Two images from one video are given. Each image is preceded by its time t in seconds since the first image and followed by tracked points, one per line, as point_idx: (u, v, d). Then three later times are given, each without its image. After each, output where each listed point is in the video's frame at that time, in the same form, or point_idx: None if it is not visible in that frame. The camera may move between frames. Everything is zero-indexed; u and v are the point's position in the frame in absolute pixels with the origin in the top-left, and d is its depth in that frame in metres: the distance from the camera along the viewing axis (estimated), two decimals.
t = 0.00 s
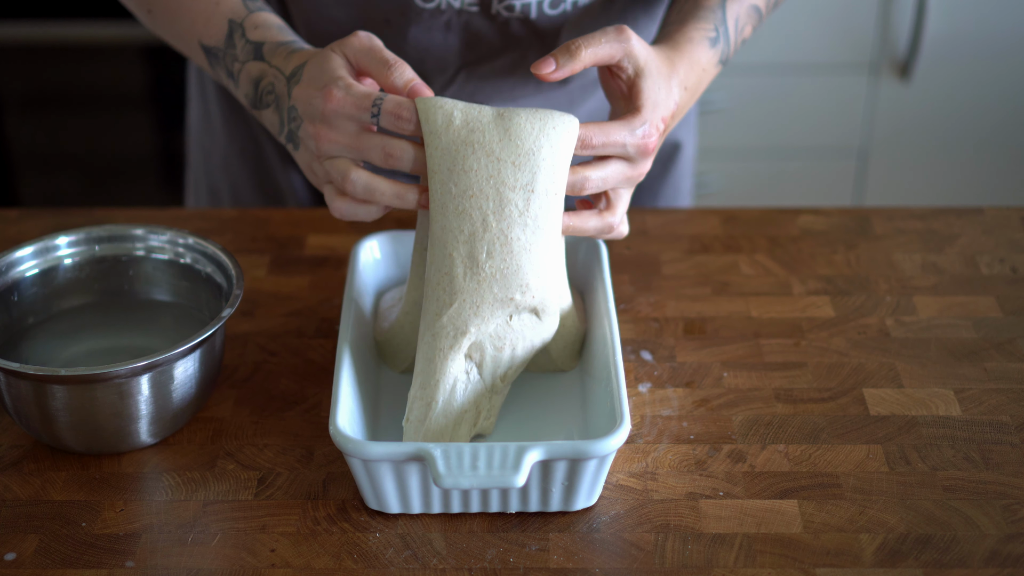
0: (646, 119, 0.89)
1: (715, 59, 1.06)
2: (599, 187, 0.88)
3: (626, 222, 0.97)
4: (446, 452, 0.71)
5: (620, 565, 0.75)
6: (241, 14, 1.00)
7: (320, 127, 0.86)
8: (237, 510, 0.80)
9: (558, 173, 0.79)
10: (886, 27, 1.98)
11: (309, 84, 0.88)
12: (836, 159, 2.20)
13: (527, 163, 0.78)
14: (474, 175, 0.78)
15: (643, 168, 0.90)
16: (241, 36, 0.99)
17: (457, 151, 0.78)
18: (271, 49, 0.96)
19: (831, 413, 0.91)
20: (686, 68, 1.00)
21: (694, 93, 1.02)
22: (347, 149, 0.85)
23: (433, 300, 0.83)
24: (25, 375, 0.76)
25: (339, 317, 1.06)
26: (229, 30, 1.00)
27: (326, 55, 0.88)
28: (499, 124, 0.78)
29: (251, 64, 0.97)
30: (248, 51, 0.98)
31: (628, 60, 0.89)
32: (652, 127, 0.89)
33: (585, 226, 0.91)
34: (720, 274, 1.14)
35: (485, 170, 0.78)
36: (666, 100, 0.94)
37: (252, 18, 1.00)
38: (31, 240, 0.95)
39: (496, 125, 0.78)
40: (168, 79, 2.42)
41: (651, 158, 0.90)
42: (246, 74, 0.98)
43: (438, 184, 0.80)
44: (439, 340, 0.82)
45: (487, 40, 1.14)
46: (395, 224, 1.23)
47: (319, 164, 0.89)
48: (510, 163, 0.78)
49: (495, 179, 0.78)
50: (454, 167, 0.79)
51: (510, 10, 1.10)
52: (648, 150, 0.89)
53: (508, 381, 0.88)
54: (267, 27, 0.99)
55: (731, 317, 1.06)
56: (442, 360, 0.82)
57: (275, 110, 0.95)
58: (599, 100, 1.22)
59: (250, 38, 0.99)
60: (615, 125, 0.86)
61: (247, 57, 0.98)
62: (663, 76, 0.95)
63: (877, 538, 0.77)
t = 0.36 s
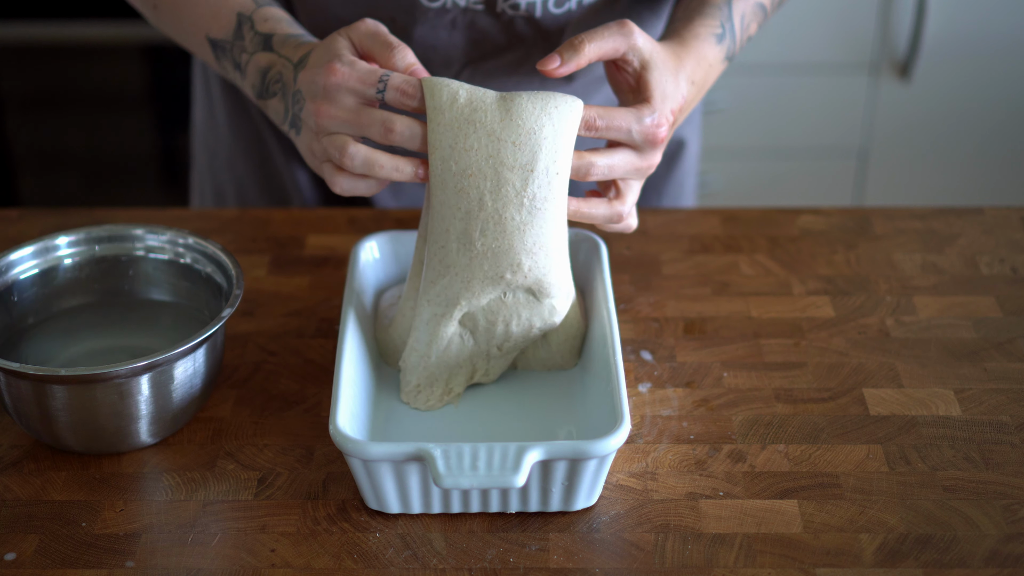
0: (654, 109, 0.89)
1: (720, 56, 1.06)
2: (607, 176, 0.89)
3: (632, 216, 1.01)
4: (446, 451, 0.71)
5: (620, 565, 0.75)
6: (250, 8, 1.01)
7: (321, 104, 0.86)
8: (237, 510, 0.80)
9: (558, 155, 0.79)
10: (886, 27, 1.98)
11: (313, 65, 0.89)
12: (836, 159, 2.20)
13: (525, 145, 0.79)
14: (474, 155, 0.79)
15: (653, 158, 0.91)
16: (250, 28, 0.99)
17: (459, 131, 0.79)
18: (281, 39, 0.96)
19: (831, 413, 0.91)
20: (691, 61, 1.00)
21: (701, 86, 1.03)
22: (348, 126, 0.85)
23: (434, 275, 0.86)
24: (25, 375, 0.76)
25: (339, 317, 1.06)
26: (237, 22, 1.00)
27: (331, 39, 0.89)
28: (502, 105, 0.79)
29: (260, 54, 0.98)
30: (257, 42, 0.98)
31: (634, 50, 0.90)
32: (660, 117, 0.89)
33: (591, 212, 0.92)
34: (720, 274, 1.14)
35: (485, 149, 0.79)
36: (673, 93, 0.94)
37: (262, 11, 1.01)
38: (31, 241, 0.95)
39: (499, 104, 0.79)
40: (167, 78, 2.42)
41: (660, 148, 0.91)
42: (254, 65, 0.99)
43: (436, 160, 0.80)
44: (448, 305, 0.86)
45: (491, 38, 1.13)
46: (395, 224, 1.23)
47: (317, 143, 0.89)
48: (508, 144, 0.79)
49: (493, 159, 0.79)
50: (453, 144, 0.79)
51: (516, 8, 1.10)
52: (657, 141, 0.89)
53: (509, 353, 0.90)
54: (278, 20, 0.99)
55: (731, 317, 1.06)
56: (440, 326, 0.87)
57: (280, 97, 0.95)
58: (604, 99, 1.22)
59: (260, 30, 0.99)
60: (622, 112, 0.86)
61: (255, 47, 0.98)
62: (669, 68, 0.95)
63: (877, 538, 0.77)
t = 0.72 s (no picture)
0: (684, 171, 0.79)
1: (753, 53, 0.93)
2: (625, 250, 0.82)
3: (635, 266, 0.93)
4: (446, 451, 0.71)
5: (620, 565, 0.75)
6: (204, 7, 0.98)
7: (287, 217, 0.78)
8: (237, 510, 0.80)
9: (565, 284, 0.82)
10: (886, 27, 1.98)
11: (268, 159, 0.77)
12: (836, 159, 2.20)
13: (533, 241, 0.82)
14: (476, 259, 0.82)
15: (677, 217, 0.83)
16: (194, 53, 0.94)
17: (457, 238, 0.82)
18: (222, 66, 0.90)
19: (831, 413, 0.91)
20: (717, 75, 0.85)
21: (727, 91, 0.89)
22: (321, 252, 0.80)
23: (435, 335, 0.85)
24: (25, 376, 0.76)
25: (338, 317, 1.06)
26: (180, 45, 0.95)
27: (278, 132, 0.76)
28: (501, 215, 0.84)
29: (214, 86, 0.92)
30: (205, 71, 0.93)
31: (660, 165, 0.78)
32: (688, 182, 0.80)
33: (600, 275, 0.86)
34: (720, 274, 1.14)
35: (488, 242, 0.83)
36: (704, 118, 0.80)
37: (200, 27, 0.93)
38: (31, 241, 0.95)
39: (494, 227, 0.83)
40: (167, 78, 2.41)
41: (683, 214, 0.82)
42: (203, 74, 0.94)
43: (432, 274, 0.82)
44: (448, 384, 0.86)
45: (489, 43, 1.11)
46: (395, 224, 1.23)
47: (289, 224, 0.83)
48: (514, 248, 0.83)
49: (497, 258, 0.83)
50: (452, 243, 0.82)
51: (513, 12, 1.09)
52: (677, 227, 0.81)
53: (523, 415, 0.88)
54: (214, 38, 0.92)
55: (731, 317, 1.06)
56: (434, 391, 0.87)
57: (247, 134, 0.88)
58: (604, 102, 1.20)
59: (200, 53, 0.93)
60: (632, 232, 0.80)
61: (206, 77, 0.93)
62: (700, 116, 0.79)
63: (877, 538, 0.77)
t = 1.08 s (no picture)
0: (641, 259, 0.68)
1: (738, 94, 0.76)
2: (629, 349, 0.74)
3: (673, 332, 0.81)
4: (446, 454, 0.71)
5: (620, 565, 0.75)
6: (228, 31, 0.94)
7: (327, 291, 0.69)
8: (238, 510, 0.80)
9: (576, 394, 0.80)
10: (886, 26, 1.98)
11: (337, 226, 0.69)
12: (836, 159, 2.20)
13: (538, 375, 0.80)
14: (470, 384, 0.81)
15: (676, 292, 0.70)
16: (243, 87, 0.79)
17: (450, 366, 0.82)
18: (283, 111, 0.76)
19: (831, 413, 0.91)
20: (675, 125, 0.71)
21: (727, 138, 0.74)
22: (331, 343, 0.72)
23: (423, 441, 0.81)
24: (25, 375, 0.76)
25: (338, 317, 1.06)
26: (224, 80, 0.80)
27: (365, 215, 0.70)
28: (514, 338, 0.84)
29: (255, 122, 0.77)
30: (253, 106, 0.78)
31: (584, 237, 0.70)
32: (643, 245, 0.68)
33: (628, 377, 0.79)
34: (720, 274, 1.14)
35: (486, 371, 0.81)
36: (649, 184, 0.69)
37: (254, 69, 0.81)
38: (31, 240, 0.95)
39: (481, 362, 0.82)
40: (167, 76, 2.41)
41: (668, 283, 0.69)
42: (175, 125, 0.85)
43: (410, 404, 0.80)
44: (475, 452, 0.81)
45: (491, 51, 1.10)
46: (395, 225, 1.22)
47: (266, 298, 0.71)
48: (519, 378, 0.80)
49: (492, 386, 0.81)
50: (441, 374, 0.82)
51: (516, 20, 1.07)
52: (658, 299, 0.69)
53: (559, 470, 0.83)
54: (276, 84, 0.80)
55: (731, 317, 1.06)
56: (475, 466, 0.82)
57: (268, 186, 0.75)
58: (605, 108, 1.21)
59: (257, 92, 0.79)
60: (614, 322, 0.72)
61: (251, 112, 0.77)
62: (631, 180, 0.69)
63: (877, 538, 0.77)
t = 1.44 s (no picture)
0: (673, 138, 0.75)
1: (747, 21, 0.86)
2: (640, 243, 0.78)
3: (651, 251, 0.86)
4: (446, 454, 0.71)
5: (620, 565, 0.75)
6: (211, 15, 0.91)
7: (281, 189, 0.74)
8: (238, 510, 0.80)
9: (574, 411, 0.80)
10: (887, 28, 1.98)
11: (289, 129, 0.76)
12: (836, 159, 2.20)
13: (536, 395, 0.79)
14: (463, 406, 0.79)
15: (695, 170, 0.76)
16: (214, 38, 0.89)
17: (439, 391, 0.80)
18: (251, 52, 0.86)
19: (831, 413, 0.91)
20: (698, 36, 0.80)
21: (731, 58, 0.84)
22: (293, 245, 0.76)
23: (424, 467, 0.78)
24: (25, 375, 0.76)
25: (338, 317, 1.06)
26: (198, 33, 0.91)
27: (316, 118, 0.76)
28: (498, 360, 0.83)
29: (228, 68, 0.88)
30: (224, 54, 0.88)
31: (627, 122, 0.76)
32: (678, 127, 0.75)
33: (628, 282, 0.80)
34: (720, 274, 1.14)
35: (476, 390, 0.80)
36: (680, 77, 0.76)
37: (225, 19, 0.90)
38: (31, 241, 0.95)
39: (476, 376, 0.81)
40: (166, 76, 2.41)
41: (697, 160, 0.75)
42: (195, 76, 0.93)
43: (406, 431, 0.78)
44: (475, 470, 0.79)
45: (495, 66, 1.11)
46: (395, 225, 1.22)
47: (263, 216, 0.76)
48: (514, 397, 0.79)
49: (485, 403, 0.79)
50: (434, 399, 0.80)
51: (520, 35, 1.09)
52: (689, 174, 0.75)
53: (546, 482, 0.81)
54: (244, 28, 0.89)
55: (731, 317, 1.06)
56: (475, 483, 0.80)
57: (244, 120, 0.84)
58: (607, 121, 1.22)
59: (226, 39, 0.89)
60: (643, 199, 0.76)
61: (224, 61, 0.88)
62: (674, 71, 0.76)
63: (877, 538, 0.77)
